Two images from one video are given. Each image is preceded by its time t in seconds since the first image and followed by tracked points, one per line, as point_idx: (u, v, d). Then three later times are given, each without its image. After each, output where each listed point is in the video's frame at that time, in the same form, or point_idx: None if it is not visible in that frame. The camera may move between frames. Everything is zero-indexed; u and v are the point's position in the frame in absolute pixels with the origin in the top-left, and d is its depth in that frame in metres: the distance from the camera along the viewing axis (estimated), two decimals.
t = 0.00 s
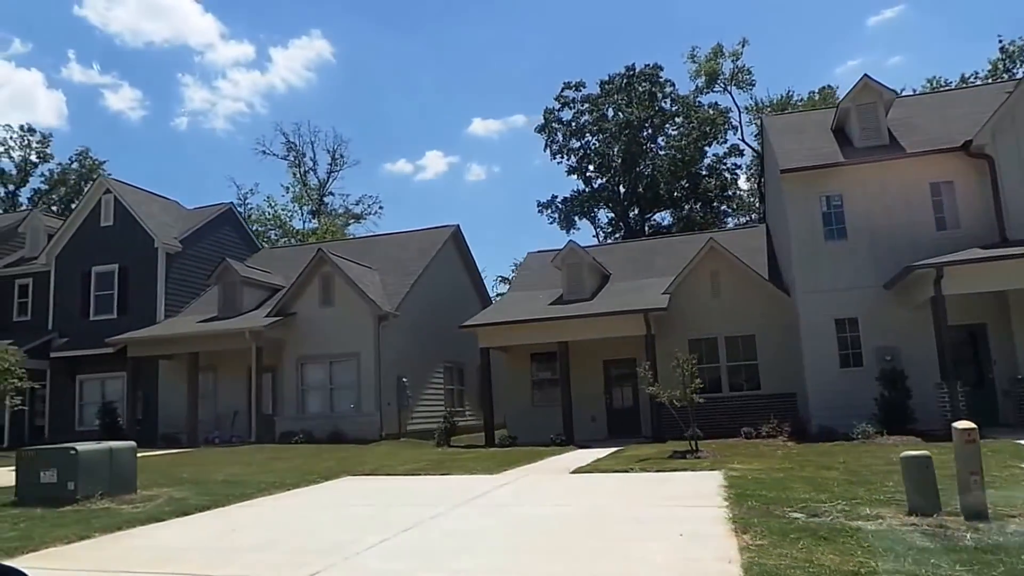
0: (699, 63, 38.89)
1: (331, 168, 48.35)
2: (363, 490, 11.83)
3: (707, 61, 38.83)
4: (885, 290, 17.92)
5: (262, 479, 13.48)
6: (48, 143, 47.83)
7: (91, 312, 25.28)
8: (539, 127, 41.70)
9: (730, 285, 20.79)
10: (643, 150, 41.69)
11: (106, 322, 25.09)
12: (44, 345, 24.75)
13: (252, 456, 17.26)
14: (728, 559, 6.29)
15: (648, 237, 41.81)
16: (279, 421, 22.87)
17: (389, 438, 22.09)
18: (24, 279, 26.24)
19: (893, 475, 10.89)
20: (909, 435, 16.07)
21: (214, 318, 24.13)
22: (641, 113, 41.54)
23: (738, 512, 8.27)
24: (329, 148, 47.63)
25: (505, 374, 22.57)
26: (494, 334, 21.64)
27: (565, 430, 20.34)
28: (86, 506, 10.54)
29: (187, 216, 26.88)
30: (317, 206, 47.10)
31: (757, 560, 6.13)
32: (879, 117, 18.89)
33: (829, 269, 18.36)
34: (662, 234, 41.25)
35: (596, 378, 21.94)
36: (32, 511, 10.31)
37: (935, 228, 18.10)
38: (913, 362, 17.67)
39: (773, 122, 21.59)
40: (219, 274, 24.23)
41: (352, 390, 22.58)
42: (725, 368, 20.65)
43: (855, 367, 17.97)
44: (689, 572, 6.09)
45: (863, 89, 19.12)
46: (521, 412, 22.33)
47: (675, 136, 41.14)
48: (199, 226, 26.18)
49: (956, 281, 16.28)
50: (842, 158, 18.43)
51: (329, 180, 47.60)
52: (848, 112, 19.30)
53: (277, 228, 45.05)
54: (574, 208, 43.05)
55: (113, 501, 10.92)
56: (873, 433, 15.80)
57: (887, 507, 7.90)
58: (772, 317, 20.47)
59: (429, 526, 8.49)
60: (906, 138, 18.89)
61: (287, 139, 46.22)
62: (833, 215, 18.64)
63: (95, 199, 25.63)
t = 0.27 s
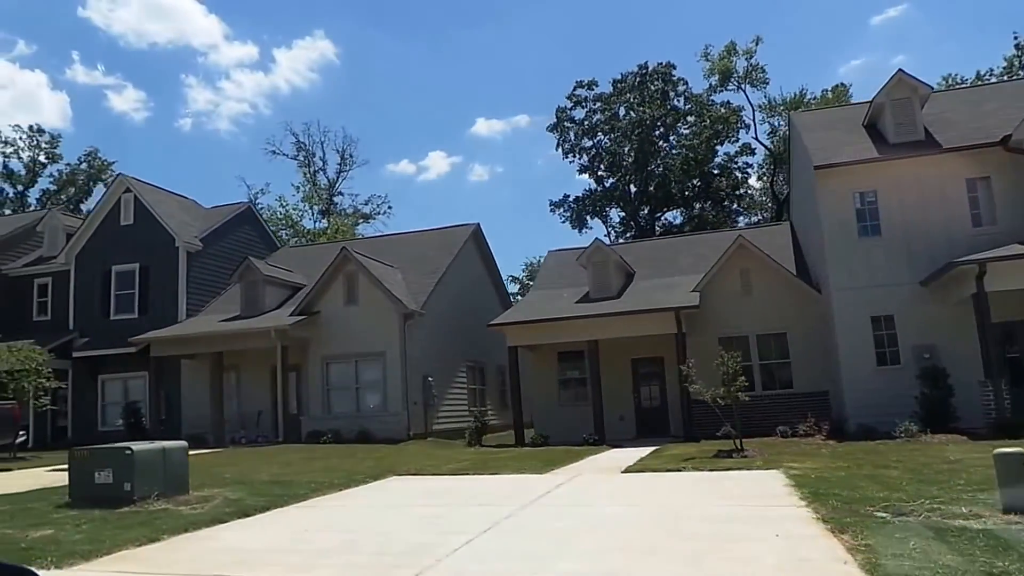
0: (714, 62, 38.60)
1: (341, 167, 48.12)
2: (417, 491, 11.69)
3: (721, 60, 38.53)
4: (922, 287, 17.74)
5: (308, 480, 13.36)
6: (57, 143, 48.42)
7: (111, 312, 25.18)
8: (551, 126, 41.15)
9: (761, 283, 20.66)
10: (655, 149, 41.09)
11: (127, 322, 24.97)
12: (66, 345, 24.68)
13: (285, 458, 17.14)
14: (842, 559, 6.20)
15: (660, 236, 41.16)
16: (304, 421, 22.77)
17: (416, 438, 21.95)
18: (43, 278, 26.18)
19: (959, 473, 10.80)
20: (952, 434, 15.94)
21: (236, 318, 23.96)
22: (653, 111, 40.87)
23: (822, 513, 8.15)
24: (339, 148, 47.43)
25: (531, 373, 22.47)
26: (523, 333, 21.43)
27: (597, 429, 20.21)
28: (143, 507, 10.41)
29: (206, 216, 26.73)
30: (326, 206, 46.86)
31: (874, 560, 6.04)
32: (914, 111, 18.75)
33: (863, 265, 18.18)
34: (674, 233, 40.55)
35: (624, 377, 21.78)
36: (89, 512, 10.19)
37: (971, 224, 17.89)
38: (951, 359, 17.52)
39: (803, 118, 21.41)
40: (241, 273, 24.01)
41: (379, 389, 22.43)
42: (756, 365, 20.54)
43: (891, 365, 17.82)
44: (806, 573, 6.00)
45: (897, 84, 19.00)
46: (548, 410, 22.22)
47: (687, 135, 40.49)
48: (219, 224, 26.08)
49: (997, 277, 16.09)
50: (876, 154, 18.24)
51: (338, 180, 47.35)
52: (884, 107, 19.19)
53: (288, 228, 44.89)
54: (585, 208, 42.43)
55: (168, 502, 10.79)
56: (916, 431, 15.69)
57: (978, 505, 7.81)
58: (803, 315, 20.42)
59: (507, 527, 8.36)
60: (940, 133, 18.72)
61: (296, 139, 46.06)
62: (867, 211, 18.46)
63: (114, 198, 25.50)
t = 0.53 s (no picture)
0: (727, 60, 37.79)
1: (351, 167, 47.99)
2: (472, 492, 11.49)
3: (733, 58, 37.72)
4: (961, 284, 17.55)
5: (353, 480, 13.17)
6: (65, 143, 48.65)
7: (131, 312, 25.10)
8: (563, 126, 40.84)
9: (790, 281, 20.51)
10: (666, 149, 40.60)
11: (147, 321, 24.95)
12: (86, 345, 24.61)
13: (319, 458, 16.96)
14: (960, 559, 6.04)
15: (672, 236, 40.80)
16: (328, 421, 22.59)
17: (441, 439, 21.76)
18: (62, 278, 26.18)
19: None
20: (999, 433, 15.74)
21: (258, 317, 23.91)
22: (664, 110, 40.42)
23: (912, 512, 7.98)
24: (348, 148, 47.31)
25: (557, 373, 22.20)
26: (549, 331, 21.23)
27: (626, 427, 20.03)
28: (198, 507, 10.22)
29: (225, 216, 26.63)
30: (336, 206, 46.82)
31: (996, 560, 5.89)
32: (948, 107, 18.60)
33: (901, 262, 17.99)
34: (686, 233, 40.19)
35: (651, 375, 21.55)
36: (144, 512, 10.00)
37: (1010, 221, 17.71)
38: (991, 358, 17.34)
39: (834, 115, 21.20)
40: (264, 272, 24.01)
41: (404, 389, 22.22)
42: (787, 364, 20.28)
43: (929, 364, 17.62)
44: (929, 572, 5.84)
45: (932, 80, 18.81)
46: (573, 410, 21.99)
47: (698, 135, 39.95)
48: (238, 223, 25.99)
49: None
50: (913, 150, 18.06)
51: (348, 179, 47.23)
52: (918, 103, 19.04)
53: (298, 228, 44.74)
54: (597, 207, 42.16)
55: (221, 502, 10.60)
56: (960, 430, 15.52)
57: None
58: (833, 313, 20.20)
59: (585, 527, 8.17)
60: (975, 129, 18.57)
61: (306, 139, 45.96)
62: (903, 207, 18.27)
63: (134, 197, 25.46)
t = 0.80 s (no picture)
0: (738, 59, 37.47)
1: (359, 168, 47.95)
2: (525, 495, 11.30)
3: (745, 56, 37.39)
4: (998, 283, 17.43)
5: (396, 480, 12.98)
6: (73, 144, 49.13)
7: (150, 311, 25.08)
8: (573, 125, 40.43)
9: (820, 280, 20.30)
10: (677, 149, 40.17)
11: (166, 321, 24.87)
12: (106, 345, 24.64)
13: (351, 459, 16.79)
14: None
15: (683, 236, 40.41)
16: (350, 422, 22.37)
17: (465, 439, 21.54)
18: (79, 278, 26.22)
19: None
20: None
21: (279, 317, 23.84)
22: (675, 110, 40.01)
23: (1001, 515, 7.83)
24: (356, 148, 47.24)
25: (580, 373, 21.87)
26: (575, 331, 20.87)
27: (654, 427, 19.81)
28: (252, 509, 10.03)
29: (244, 214, 26.58)
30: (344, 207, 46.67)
31: None
32: (983, 104, 18.50)
33: (937, 261, 17.82)
34: (697, 234, 39.70)
35: (678, 374, 21.28)
36: (198, 514, 9.80)
37: None
38: None
39: (862, 113, 21.07)
40: (285, 272, 23.96)
41: (427, 389, 21.99)
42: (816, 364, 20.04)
43: (966, 363, 17.45)
44: None
45: (966, 76, 18.71)
46: (598, 411, 21.71)
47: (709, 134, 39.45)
48: (257, 222, 25.90)
49: None
50: (950, 148, 17.91)
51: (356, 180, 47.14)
52: (951, 98, 18.94)
53: (306, 228, 44.64)
54: (607, 207, 41.73)
55: (274, 503, 10.41)
56: (1002, 430, 15.36)
57: None
58: (863, 312, 20.00)
59: (665, 533, 8.00)
60: (1011, 127, 18.45)
61: (314, 139, 45.97)
62: (940, 206, 18.11)
63: (153, 196, 25.48)
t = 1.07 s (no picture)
0: (753, 59, 38.05)
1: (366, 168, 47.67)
2: (582, 500, 11.00)
3: (760, 56, 37.98)
4: None
5: (440, 482, 12.69)
6: (76, 144, 48.69)
7: (166, 312, 24.80)
8: (583, 124, 40.31)
9: (851, 280, 20.08)
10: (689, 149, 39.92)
11: (183, 321, 24.56)
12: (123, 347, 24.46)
13: (383, 461, 16.52)
14: None
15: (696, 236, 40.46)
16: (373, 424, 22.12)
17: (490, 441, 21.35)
18: (94, 277, 25.95)
19: None
20: None
21: (298, 317, 23.54)
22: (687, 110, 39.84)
23: None
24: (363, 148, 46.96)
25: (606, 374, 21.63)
26: (603, 331, 20.67)
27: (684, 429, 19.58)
28: (309, 514, 9.73)
29: (259, 213, 26.26)
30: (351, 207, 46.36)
31: None
32: None
33: (976, 260, 17.64)
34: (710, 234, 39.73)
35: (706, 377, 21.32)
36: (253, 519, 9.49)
37: None
38: None
39: (892, 110, 20.88)
40: (304, 271, 23.62)
41: (451, 391, 21.78)
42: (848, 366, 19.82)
43: (1005, 364, 17.31)
44: None
45: (1005, 72, 18.48)
46: (624, 413, 21.46)
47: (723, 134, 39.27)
48: (274, 220, 25.60)
49: None
50: (990, 145, 17.71)
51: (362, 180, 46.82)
52: (989, 94, 18.72)
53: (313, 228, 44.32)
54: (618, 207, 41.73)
55: (328, 507, 10.13)
56: None
57: None
58: (895, 313, 19.78)
59: (754, 538, 7.76)
60: None
61: (321, 139, 45.68)
62: (979, 204, 17.91)
63: (168, 195, 25.15)
